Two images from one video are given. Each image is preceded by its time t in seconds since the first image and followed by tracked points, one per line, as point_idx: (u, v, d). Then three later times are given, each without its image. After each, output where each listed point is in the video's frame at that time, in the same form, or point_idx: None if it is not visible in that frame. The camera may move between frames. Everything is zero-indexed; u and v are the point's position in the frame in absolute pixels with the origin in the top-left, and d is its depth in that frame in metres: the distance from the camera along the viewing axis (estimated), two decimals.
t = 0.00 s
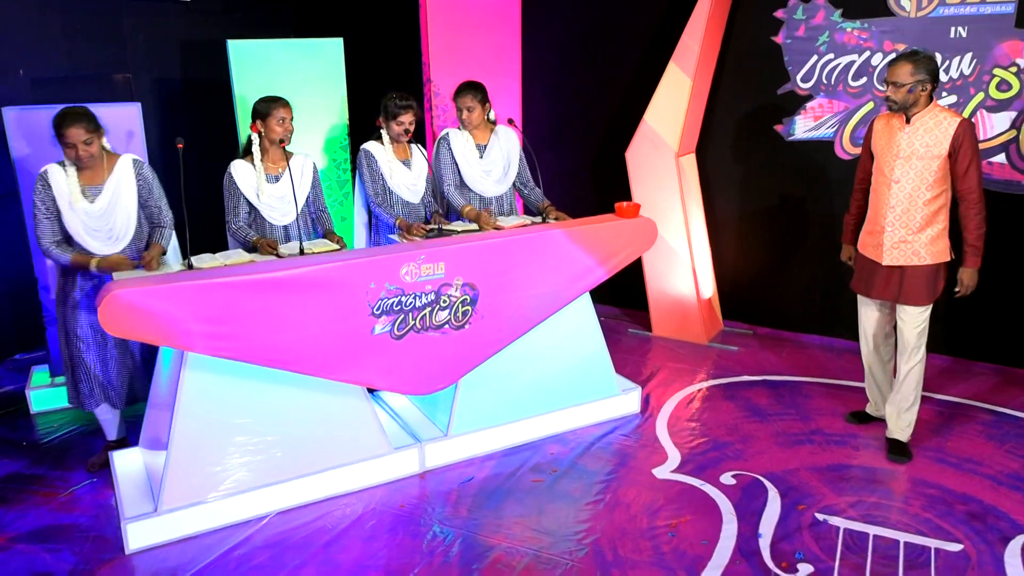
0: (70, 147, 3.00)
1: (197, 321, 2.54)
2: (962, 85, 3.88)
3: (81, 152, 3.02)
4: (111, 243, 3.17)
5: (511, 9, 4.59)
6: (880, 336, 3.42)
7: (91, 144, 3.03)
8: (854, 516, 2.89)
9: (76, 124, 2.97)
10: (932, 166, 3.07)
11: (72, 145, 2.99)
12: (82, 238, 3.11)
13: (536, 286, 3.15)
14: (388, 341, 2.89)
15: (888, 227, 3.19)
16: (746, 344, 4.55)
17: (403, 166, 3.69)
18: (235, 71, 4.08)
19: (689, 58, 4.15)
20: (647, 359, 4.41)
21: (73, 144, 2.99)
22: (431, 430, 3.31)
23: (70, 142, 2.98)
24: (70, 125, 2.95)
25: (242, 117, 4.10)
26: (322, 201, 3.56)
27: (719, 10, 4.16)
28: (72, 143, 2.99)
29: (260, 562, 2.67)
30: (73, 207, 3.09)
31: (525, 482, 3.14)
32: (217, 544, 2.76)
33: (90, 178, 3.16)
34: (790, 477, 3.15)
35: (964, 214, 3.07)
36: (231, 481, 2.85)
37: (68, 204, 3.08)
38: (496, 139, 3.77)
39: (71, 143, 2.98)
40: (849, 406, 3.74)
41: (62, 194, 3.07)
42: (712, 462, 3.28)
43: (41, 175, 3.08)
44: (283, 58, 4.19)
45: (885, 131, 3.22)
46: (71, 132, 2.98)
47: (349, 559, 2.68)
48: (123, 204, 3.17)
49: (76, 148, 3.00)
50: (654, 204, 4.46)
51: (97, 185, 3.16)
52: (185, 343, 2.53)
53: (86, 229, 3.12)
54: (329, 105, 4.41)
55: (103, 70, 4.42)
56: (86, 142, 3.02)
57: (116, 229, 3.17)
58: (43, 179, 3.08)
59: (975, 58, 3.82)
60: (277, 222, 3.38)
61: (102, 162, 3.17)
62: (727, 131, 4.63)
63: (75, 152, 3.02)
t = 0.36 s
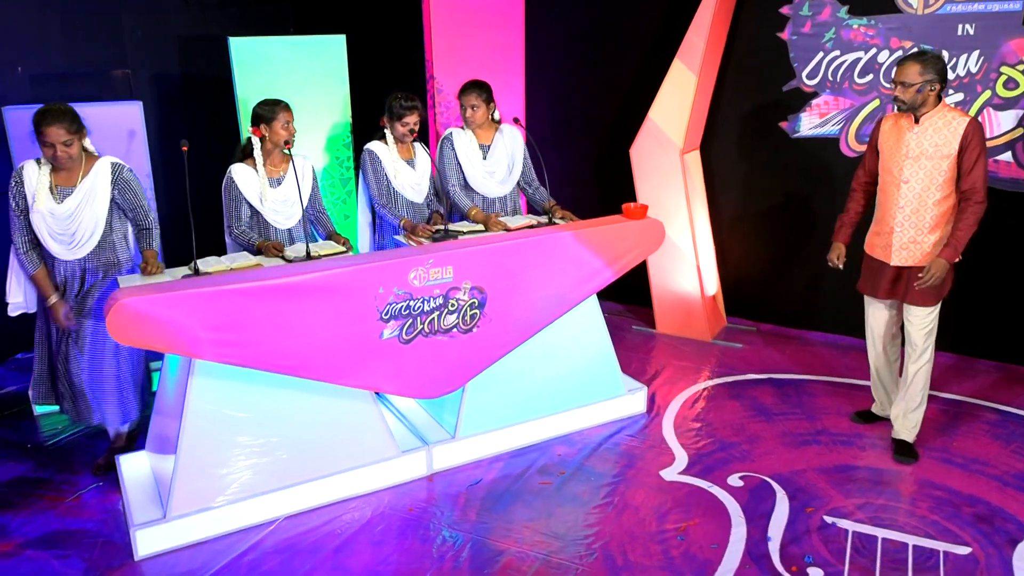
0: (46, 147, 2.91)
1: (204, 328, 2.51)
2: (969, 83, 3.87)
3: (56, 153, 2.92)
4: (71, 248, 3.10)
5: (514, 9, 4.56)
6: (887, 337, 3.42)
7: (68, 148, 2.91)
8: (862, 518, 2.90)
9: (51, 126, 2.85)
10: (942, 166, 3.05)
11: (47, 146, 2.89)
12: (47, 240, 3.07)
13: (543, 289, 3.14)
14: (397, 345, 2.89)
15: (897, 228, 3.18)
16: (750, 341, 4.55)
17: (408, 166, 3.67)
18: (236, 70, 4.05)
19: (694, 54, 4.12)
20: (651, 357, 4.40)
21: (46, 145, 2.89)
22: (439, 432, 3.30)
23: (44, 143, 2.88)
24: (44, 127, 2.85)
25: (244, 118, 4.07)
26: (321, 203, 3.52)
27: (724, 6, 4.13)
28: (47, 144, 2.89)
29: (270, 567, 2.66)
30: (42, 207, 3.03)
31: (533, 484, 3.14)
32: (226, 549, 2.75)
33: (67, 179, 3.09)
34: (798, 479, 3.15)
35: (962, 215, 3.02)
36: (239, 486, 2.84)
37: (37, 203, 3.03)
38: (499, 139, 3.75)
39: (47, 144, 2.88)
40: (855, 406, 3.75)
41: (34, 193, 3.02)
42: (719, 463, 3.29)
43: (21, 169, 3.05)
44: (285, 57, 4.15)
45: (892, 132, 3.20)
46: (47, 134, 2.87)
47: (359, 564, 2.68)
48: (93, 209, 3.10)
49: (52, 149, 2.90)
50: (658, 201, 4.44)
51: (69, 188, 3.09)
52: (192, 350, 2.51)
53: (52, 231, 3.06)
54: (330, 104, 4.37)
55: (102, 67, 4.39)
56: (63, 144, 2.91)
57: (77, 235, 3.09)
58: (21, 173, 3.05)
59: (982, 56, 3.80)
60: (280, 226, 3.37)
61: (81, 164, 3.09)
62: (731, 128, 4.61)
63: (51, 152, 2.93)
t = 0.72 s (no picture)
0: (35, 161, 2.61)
1: (208, 331, 2.49)
2: (969, 76, 3.87)
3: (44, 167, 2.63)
4: (57, 271, 2.76)
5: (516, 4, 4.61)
6: (888, 333, 3.43)
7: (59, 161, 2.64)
8: (864, 515, 2.91)
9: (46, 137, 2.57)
10: (944, 164, 3.06)
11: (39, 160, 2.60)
12: (25, 261, 2.72)
13: (547, 286, 3.14)
14: (401, 345, 2.88)
15: (900, 226, 3.18)
16: (749, 334, 4.56)
17: (408, 161, 3.63)
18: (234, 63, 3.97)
19: (695, 47, 4.10)
20: (650, 350, 4.41)
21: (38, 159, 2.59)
22: (442, 430, 3.30)
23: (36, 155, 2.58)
24: (40, 138, 2.56)
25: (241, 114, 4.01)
26: (320, 200, 3.51)
27: None
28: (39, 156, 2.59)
29: (276, 569, 2.66)
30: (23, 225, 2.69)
31: (536, 481, 3.15)
32: (232, 550, 2.75)
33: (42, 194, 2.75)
34: (800, 475, 3.17)
35: (974, 210, 3.08)
36: (243, 486, 2.83)
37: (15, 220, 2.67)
38: (499, 134, 3.75)
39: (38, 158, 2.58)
40: (855, 400, 3.77)
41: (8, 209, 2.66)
42: (721, 459, 3.30)
43: None
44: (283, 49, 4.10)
45: (894, 129, 3.18)
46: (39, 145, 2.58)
47: (365, 565, 2.68)
48: (78, 226, 2.78)
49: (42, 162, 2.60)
50: (658, 194, 4.43)
51: (51, 204, 2.76)
52: (197, 353, 2.49)
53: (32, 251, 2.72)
54: (329, 96, 4.33)
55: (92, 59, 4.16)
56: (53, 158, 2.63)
57: (64, 254, 2.76)
58: None
59: (983, 50, 3.80)
60: (277, 224, 3.32)
61: (60, 179, 2.77)
62: (731, 120, 4.60)
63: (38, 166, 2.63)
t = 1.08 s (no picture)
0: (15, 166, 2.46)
1: (209, 338, 2.48)
2: (964, 75, 3.89)
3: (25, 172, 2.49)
4: (52, 282, 2.62)
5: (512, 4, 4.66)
6: (883, 333, 3.45)
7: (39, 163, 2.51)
8: (863, 515, 2.94)
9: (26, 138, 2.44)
10: (940, 165, 3.07)
11: (21, 165, 2.46)
12: (11, 275, 2.55)
13: (546, 289, 3.15)
14: (401, 350, 2.88)
15: (896, 226, 3.20)
16: (745, 332, 4.58)
17: (405, 161, 3.62)
18: (228, 63, 3.96)
19: (690, 46, 4.10)
20: (647, 348, 4.42)
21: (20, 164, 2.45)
22: (442, 433, 3.30)
23: (17, 159, 2.44)
24: (21, 139, 2.43)
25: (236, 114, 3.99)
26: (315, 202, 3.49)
27: None
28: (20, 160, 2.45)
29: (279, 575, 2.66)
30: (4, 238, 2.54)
31: (537, 483, 3.15)
32: (234, 557, 2.74)
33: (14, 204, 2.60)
34: (798, 475, 3.19)
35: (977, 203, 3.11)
36: (244, 493, 2.81)
37: None
38: (494, 134, 3.73)
39: (19, 162, 2.44)
40: (850, 398, 3.80)
41: None
42: (720, 459, 3.32)
43: None
44: (277, 50, 4.10)
45: (889, 129, 3.18)
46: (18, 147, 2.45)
47: (367, 570, 2.68)
48: (64, 234, 2.65)
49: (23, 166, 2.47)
50: (653, 193, 4.43)
51: (29, 213, 2.62)
52: (198, 361, 2.48)
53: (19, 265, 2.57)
54: (324, 95, 4.34)
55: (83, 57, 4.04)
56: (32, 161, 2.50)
57: (54, 263, 2.63)
58: None
59: (978, 49, 3.82)
60: (276, 227, 3.31)
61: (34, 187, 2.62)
62: (726, 118, 4.61)
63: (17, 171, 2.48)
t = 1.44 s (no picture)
0: None
1: (204, 348, 2.47)
2: (951, 78, 3.93)
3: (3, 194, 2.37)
4: (47, 307, 2.49)
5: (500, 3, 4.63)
6: (873, 334, 3.47)
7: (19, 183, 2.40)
8: (855, 516, 2.96)
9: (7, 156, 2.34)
10: (927, 166, 3.08)
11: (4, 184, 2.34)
12: (8, 307, 2.39)
13: (540, 294, 3.16)
14: (396, 356, 2.88)
15: (885, 227, 3.21)
16: (735, 333, 4.61)
17: (396, 165, 3.61)
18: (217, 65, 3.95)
19: (681, 48, 4.11)
20: (637, 350, 4.43)
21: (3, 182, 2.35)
22: (436, 438, 3.30)
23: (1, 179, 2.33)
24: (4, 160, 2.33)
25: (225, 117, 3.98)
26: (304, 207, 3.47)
27: None
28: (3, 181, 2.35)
29: None
30: None
31: (531, 488, 3.16)
32: (228, 566, 2.73)
33: None
34: (790, 476, 3.22)
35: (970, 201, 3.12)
36: (239, 501, 2.81)
37: None
38: (485, 138, 3.74)
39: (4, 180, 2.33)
40: (840, 398, 3.84)
41: None
42: (713, 461, 3.34)
43: None
44: (268, 53, 4.10)
45: (878, 131, 3.20)
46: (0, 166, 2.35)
47: None
48: (50, 259, 2.51)
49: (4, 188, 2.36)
50: (644, 195, 4.44)
51: (11, 241, 2.46)
52: (192, 370, 2.47)
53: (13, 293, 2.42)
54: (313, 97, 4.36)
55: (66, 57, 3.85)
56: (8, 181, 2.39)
57: (48, 288, 2.49)
58: None
59: (965, 52, 3.86)
60: (263, 233, 3.28)
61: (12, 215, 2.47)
62: (716, 119, 4.62)
63: None
